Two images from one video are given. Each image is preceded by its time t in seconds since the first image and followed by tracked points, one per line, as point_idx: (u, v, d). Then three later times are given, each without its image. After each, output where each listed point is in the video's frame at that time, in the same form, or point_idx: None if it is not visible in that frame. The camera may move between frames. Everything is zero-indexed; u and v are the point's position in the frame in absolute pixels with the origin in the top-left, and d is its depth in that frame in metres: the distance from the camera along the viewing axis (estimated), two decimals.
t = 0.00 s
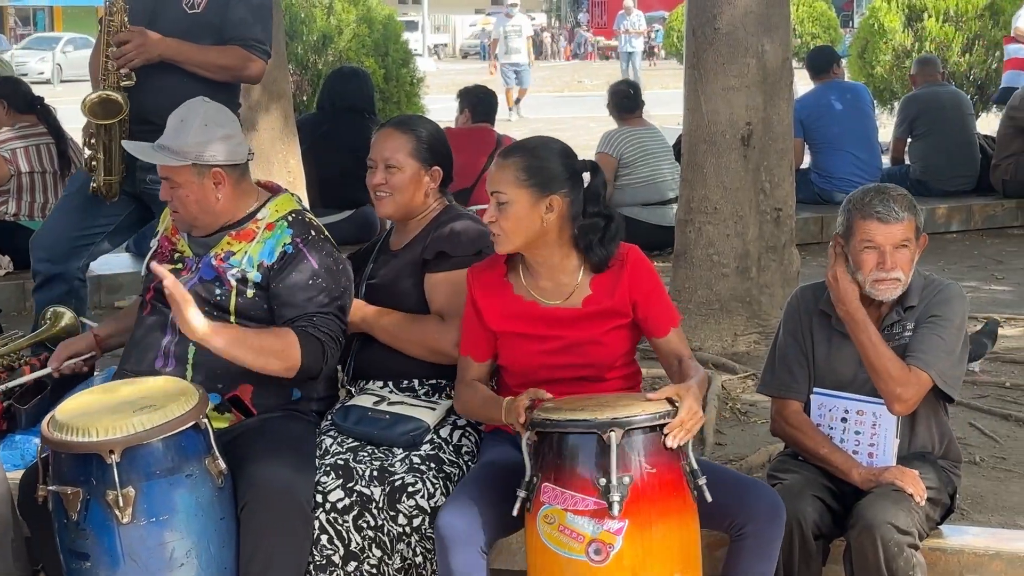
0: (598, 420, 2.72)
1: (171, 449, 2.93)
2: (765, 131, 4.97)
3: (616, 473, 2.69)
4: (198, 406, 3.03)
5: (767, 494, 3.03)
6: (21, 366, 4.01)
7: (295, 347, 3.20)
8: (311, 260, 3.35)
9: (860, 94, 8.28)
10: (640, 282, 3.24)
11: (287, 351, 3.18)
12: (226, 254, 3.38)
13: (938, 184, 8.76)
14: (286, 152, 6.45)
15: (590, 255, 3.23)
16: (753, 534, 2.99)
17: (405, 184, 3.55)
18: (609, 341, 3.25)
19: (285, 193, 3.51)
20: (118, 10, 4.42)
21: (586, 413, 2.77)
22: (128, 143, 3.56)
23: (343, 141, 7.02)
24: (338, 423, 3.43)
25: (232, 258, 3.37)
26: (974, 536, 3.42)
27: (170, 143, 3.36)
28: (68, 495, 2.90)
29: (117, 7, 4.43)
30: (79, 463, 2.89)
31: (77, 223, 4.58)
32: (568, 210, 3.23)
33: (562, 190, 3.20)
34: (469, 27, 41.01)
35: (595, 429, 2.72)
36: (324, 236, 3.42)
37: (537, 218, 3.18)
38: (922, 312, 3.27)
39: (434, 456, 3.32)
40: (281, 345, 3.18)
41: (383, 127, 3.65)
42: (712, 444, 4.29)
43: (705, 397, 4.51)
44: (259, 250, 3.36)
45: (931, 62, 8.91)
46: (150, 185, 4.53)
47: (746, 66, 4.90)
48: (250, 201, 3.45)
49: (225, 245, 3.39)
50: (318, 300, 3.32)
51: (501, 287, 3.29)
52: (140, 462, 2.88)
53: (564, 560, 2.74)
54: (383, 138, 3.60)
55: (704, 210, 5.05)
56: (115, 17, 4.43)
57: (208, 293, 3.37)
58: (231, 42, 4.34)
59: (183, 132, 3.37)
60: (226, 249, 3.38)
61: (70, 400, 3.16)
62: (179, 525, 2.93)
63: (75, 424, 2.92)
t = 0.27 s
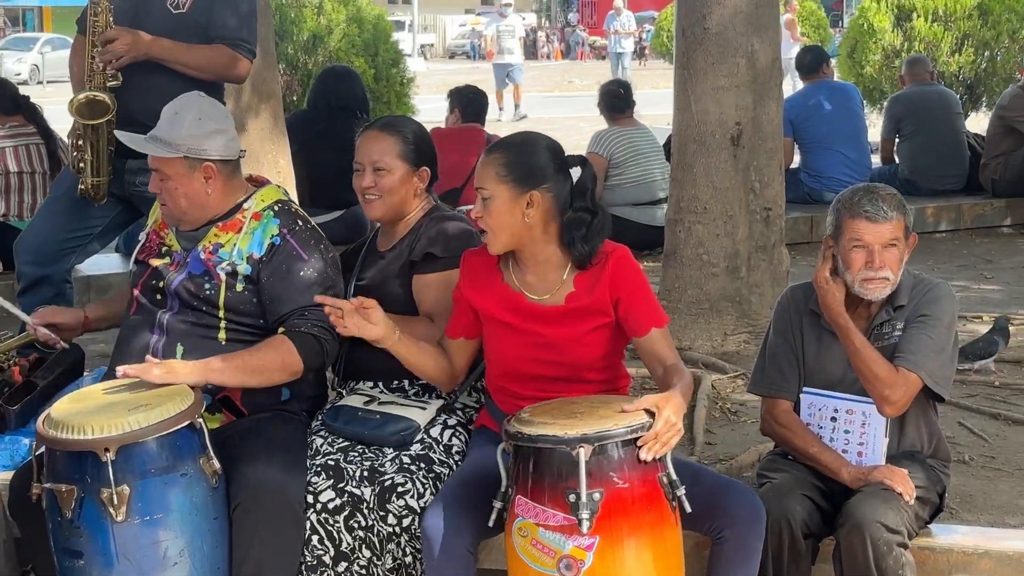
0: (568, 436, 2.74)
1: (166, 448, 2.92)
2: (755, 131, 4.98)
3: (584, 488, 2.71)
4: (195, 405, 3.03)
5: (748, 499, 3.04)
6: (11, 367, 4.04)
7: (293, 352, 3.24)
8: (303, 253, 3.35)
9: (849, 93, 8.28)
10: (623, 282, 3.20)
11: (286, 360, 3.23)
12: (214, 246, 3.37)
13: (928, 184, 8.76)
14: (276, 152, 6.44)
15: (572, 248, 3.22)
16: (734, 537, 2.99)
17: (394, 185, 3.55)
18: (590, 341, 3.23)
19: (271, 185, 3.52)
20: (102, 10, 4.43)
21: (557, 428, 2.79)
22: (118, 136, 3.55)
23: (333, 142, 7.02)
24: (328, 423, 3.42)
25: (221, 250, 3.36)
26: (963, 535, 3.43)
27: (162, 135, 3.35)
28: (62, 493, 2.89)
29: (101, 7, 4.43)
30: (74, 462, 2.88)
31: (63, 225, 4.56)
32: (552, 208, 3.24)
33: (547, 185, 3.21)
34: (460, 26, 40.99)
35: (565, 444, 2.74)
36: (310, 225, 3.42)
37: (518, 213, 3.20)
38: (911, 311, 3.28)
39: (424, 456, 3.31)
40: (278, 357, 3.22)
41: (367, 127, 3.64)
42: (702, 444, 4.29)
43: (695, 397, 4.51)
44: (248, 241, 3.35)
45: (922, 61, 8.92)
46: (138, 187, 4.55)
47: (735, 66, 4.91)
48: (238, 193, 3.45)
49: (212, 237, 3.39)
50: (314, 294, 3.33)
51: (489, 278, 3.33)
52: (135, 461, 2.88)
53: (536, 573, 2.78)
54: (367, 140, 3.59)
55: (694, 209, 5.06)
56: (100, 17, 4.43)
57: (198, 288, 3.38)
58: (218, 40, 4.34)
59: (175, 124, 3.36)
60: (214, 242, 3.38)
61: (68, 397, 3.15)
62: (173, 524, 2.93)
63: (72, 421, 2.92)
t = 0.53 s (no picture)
0: (586, 434, 2.82)
1: (150, 451, 2.91)
2: (744, 131, 4.98)
3: (598, 488, 2.80)
4: (179, 408, 3.01)
5: (730, 503, 3.06)
6: None
7: (251, 356, 3.21)
8: (277, 259, 3.34)
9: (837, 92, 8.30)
10: (618, 270, 3.22)
11: (243, 362, 3.19)
12: (199, 258, 3.36)
13: (914, 184, 8.79)
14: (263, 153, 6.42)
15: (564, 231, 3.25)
16: (712, 543, 3.03)
17: (383, 187, 3.53)
18: (583, 328, 3.24)
19: (259, 193, 3.50)
20: (86, 11, 4.36)
21: (576, 426, 2.87)
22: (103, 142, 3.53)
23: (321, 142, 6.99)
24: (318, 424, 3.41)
25: (205, 262, 3.35)
26: (952, 534, 3.43)
27: (147, 146, 3.32)
28: (47, 498, 2.87)
29: (85, 8, 4.36)
30: (57, 466, 2.86)
31: (42, 226, 4.56)
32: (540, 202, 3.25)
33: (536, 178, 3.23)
34: (448, 27, 40.95)
35: (582, 442, 2.82)
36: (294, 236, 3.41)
37: (513, 208, 3.21)
38: (900, 312, 3.28)
39: (414, 455, 3.30)
40: (237, 356, 3.19)
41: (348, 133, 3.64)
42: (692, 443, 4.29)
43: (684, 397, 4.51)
44: (231, 252, 3.35)
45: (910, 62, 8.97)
46: (121, 189, 4.50)
47: (724, 66, 4.91)
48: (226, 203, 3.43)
49: (199, 248, 3.37)
50: (278, 302, 3.31)
51: (482, 271, 3.35)
52: (119, 464, 2.86)
53: (544, 568, 2.87)
54: (353, 143, 3.58)
55: (683, 209, 5.06)
56: (84, 18, 4.37)
57: (182, 299, 3.37)
58: (202, 40, 4.32)
59: (160, 135, 3.33)
60: (200, 253, 3.37)
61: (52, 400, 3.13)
62: (158, 527, 2.91)
63: (53, 426, 2.90)
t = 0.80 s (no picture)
0: (564, 437, 2.86)
1: (135, 451, 2.90)
2: (728, 132, 4.99)
3: (575, 491, 2.83)
4: (163, 408, 3.01)
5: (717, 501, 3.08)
6: None
7: (234, 345, 3.21)
8: (259, 252, 3.35)
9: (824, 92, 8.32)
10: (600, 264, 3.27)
11: (226, 351, 3.19)
12: (181, 252, 3.35)
13: (899, 184, 8.81)
14: (249, 153, 6.40)
15: (548, 221, 3.32)
16: (700, 540, 3.03)
17: (366, 189, 3.53)
18: (569, 321, 3.27)
19: (241, 188, 3.50)
20: (64, 12, 4.36)
21: (553, 429, 2.91)
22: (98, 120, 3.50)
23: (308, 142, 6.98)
24: (301, 424, 3.40)
25: (187, 255, 3.35)
26: (936, 534, 3.44)
27: (147, 129, 3.31)
28: (30, 497, 2.86)
29: (63, 10, 4.37)
30: (42, 464, 2.86)
31: (21, 226, 4.53)
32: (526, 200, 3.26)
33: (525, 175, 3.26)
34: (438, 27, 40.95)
35: (561, 444, 2.86)
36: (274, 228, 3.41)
37: (509, 205, 3.23)
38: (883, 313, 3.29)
39: (397, 456, 3.30)
40: (219, 344, 3.18)
41: (328, 135, 3.63)
42: (675, 444, 4.29)
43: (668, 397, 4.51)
44: (213, 245, 3.34)
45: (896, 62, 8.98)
46: (100, 189, 4.54)
47: (708, 66, 4.91)
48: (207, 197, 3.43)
49: (179, 242, 3.36)
50: (262, 293, 3.32)
51: (465, 267, 3.38)
52: (104, 463, 2.86)
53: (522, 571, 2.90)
54: (337, 144, 3.57)
55: (668, 210, 5.06)
56: (61, 19, 4.36)
57: (164, 296, 3.37)
58: (182, 41, 4.33)
59: (161, 119, 3.33)
60: (181, 246, 3.36)
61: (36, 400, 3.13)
62: (142, 527, 2.91)
63: (38, 425, 2.90)
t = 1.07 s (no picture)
0: (551, 437, 2.88)
1: (116, 454, 2.90)
2: (714, 133, 4.99)
3: (562, 492, 2.85)
4: (144, 411, 3.00)
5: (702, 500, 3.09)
6: None
7: (244, 364, 3.27)
8: (250, 268, 3.35)
9: (811, 93, 8.33)
10: (575, 260, 3.30)
11: (237, 373, 3.25)
12: (166, 265, 3.35)
13: (885, 184, 8.83)
14: (235, 154, 6.38)
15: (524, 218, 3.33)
16: (687, 537, 3.04)
17: (349, 191, 3.52)
18: (547, 315, 3.30)
19: (224, 197, 3.48)
20: (42, 13, 4.30)
21: (540, 429, 2.93)
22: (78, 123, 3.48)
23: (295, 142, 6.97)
24: (284, 426, 3.39)
25: (173, 269, 3.34)
26: (921, 534, 3.45)
27: (128, 134, 3.30)
28: (10, 502, 2.86)
29: (41, 11, 4.31)
30: (22, 470, 2.85)
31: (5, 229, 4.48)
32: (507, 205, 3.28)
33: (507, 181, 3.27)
34: (428, 27, 40.92)
35: (547, 445, 2.88)
36: (264, 242, 3.40)
37: (493, 212, 3.25)
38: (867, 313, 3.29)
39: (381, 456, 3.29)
40: (232, 368, 3.25)
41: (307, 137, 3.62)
42: (661, 445, 4.29)
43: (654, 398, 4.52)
44: (200, 259, 3.34)
45: (884, 62, 8.99)
46: (84, 190, 4.54)
47: (694, 67, 4.92)
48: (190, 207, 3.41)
49: (165, 255, 3.36)
50: (258, 311, 3.34)
51: (442, 267, 3.39)
52: (83, 468, 2.85)
53: (508, 572, 2.91)
54: (317, 147, 3.54)
55: (654, 211, 5.06)
56: (40, 20, 4.30)
57: (150, 305, 3.35)
58: (163, 43, 4.32)
59: (143, 124, 3.32)
60: (166, 260, 3.35)
61: (17, 404, 3.12)
62: (124, 531, 2.90)
63: (17, 430, 2.88)
